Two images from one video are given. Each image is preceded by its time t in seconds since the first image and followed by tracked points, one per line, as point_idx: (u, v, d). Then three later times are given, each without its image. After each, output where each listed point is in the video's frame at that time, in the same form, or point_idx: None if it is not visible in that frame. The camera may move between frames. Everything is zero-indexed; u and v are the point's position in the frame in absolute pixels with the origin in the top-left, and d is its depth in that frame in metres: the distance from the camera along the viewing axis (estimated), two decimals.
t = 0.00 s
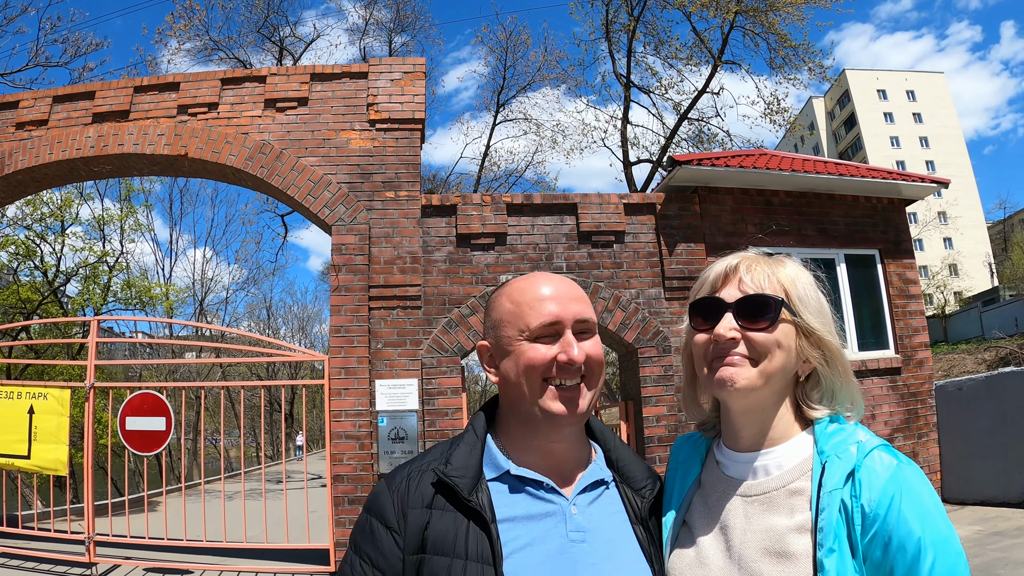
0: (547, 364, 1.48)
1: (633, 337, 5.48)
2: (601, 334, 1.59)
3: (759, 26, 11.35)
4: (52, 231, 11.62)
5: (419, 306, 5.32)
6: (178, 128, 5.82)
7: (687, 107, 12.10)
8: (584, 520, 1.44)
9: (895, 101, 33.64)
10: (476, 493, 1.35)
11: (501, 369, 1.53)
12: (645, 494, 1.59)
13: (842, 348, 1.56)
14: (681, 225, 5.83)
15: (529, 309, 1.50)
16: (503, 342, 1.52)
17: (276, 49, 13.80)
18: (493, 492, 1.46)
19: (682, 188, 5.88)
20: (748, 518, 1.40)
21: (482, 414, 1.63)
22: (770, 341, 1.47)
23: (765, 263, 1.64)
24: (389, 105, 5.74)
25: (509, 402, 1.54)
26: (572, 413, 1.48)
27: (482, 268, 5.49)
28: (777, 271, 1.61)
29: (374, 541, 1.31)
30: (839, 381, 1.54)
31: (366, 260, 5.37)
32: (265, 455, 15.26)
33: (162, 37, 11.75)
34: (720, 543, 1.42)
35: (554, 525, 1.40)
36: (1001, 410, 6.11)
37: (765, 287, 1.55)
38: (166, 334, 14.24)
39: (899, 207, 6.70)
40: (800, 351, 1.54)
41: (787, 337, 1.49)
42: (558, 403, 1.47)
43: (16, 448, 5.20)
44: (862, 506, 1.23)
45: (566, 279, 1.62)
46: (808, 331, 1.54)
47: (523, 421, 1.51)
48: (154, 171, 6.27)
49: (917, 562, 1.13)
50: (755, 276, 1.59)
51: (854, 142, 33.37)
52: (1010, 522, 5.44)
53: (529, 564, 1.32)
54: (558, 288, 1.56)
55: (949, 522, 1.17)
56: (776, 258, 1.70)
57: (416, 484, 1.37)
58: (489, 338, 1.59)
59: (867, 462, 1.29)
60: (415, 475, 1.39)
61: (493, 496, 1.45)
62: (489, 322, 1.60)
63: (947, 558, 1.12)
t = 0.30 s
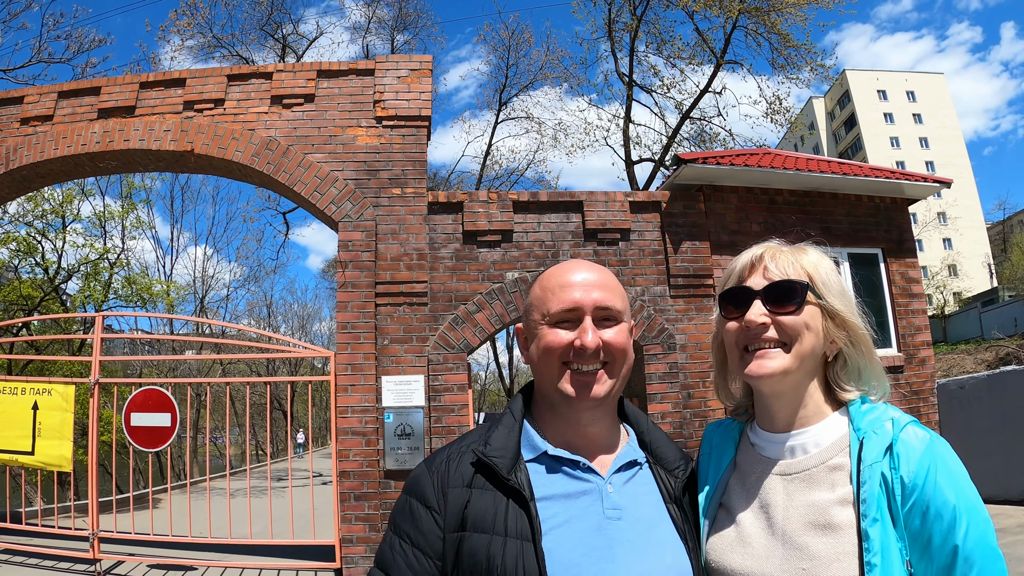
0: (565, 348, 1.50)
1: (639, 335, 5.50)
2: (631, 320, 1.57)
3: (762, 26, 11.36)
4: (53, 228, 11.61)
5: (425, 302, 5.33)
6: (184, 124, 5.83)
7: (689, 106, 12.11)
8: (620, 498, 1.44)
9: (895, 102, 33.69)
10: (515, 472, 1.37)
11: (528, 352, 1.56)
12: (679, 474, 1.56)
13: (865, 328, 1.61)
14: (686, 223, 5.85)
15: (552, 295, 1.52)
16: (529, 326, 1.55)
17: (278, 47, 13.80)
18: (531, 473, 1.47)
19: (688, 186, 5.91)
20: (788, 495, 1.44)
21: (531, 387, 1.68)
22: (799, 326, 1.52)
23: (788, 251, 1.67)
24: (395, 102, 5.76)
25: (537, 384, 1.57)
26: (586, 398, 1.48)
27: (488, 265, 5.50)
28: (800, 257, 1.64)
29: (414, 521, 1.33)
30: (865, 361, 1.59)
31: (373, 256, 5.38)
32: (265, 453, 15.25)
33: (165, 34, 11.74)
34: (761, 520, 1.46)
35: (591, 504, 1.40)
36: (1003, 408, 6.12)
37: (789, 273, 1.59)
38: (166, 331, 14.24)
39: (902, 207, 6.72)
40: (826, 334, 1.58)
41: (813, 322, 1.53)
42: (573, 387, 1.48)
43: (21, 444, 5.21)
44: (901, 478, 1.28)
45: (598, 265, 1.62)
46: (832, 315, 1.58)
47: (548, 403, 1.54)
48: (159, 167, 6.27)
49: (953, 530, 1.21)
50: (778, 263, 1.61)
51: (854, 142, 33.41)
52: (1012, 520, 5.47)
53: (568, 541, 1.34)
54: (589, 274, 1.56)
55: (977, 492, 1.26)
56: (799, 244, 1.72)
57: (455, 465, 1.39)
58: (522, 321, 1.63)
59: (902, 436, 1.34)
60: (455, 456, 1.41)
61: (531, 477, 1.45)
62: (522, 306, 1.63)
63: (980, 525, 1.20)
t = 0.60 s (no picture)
0: (577, 348, 1.52)
1: (639, 334, 5.53)
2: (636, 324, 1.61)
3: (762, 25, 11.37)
4: (54, 227, 11.62)
5: (427, 302, 5.35)
6: (187, 123, 5.85)
7: (689, 105, 12.12)
8: (625, 497, 1.47)
9: (895, 101, 33.69)
10: (525, 471, 1.39)
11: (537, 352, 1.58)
12: (676, 474, 1.61)
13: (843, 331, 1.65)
14: (687, 223, 5.87)
15: (565, 296, 1.55)
16: (541, 327, 1.57)
17: (278, 45, 13.79)
18: (540, 473, 1.49)
19: (688, 185, 5.93)
20: (778, 492, 1.46)
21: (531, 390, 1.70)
22: (784, 336, 1.54)
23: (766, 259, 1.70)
24: (397, 102, 5.78)
25: (544, 385, 1.59)
26: (597, 395, 1.50)
27: (490, 264, 5.52)
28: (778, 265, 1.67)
29: (425, 522, 1.34)
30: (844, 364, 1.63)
31: (374, 256, 5.40)
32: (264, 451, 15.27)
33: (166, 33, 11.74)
34: (752, 517, 1.47)
35: (599, 502, 1.43)
36: (1002, 408, 6.15)
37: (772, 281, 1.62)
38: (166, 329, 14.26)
39: (902, 207, 6.75)
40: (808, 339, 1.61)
41: (797, 328, 1.57)
42: (585, 385, 1.50)
43: (23, 442, 5.24)
44: (885, 472, 1.32)
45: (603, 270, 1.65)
46: (812, 320, 1.62)
47: (555, 403, 1.55)
48: (161, 166, 6.29)
49: (933, 522, 1.24)
50: (760, 273, 1.64)
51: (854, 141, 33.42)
52: (1011, 519, 5.50)
53: (578, 538, 1.36)
54: (597, 278, 1.60)
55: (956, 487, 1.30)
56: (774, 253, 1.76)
57: (465, 466, 1.41)
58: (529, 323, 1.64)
59: (884, 434, 1.38)
60: (464, 457, 1.43)
61: (540, 476, 1.48)
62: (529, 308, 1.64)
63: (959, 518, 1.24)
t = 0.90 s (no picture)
0: (557, 356, 1.54)
1: (634, 334, 5.54)
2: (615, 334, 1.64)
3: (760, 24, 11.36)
4: (53, 226, 11.63)
5: (422, 302, 5.36)
6: (183, 124, 5.86)
7: (687, 104, 12.11)
8: (598, 505, 1.50)
9: (895, 100, 33.64)
10: (498, 479, 1.41)
11: (515, 359, 1.59)
12: (647, 482, 1.64)
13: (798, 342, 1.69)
14: (683, 223, 5.88)
15: (546, 305, 1.57)
16: (521, 333, 1.58)
17: (277, 44, 13.79)
18: (513, 480, 1.50)
19: (684, 186, 5.94)
20: (735, 499, 1.49)
21: (503, 397, 1.71)
22: (743, 349, 1.57)
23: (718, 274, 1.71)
24: (393, 102, 5.79)
25: (520, 391, 1.60)
26: (574, 403, 1.52)
27: (485, 265, 5.54)
28: (735, 279, 1.69)
29: (399, 530, 1.34)
30: (799, 373, 1.67)
31: (370, 256, 5.42)
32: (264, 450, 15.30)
33: (164, 33, 11.75)
34: (711, 523, 1.51)
35: (572, 510, 1.46)
36: (998, 408, 6.13)
37: (731, 296, 1.63)
38: (166, 328, 14.27)
39: (898, 207, 6.75)
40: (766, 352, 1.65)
41: (757, 342, 1.60)
42: (564, 393, 1.52)
43: (22, 442, 5.26)
44: (839, 479, 1.34)
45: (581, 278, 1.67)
46: (770, 333, 1.65)
47: (532, 410, 1.57)
48: (158, 167, 6.30)
49: (887, 529, 1.26)
50: (721, 288, 1.65)
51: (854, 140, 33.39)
52: (1006, 519, 5.52)
53: (552, 546, 1.38)
54: (576, 287, 1.61)
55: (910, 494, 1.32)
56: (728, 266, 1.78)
57: (439, 475, 1.41)
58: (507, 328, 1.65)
59: (840, 442, 1.40)
60: (437, 465, 1.44)
61: (514, 484, 1.49)
62: (509, 314, 1.65)
63: (912, 525, 1.26)
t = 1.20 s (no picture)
0: (523, 359, 1.60)
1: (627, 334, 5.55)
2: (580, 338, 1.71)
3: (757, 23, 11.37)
4: (51, 224, 11.65)
5: (416, 301, 5.38)
6: (179, 123, 5.88)
7: (685, 103, 12.12)
8: (558, 507, 1.54)
9: (895, 98, 33.61)
10: (460, 478, 1.44)
11: (482, 360, 1.65)
12: (607, 484, 1.68)
13: (759, 353, 1.73)
14: (676, 222, 5.89)
15: (515, 308, 1.63)
16: (489, 336, 1.64)
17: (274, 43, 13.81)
18: (475, 479, 1.54)
19: (678, 185, 5.94)
20: (687, 505, 1.52)
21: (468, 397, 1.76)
22: (707, 357, 1.60)
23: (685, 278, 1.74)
24: (387, 102, 5.80)
25: (487, 392, 1.66)
26: (536, 407, 1.57)
27: (479, 264, 5.55)
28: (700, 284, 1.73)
29: (360, 525, 1.37)
30: (755, 381, 1.71)
31: (364, 255, 5.43)
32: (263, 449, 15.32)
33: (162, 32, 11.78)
34: (665, 528, 1.54)
35: (532, 511, 1.50)
36: (993, 408, 6.15)
37: (697, 301, 1.67)
38: (165, 327, 14.30)
39: (894, 206, 6.75)
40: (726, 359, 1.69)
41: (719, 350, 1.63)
42: (529, 396, 1.58)
43: (18, 440, 5.27)
44: (788, 489, 1.35)
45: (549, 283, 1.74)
46: (730, 341, 1.70)
47: (497, 411, 1.63)
48: (155, 166, 6.32)
49: (837, 538, 1.26)
50: (688, 293, 1.68)
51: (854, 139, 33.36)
52: (1000, 519, 5.53)
53: (512, 546, 1.41)
54: (544, 291, 1.68)
55: (862, 502, 1.32)
56: (692, 271, 1.81)
57: (402, 471, 1.44)
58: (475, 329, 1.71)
59: (790, 451, 1.41)
60: (400, 462, 1.47)
61: (476, 483, 1.52)
62: (478, 315, 1.71)
63: (862, 533, 1.26)
